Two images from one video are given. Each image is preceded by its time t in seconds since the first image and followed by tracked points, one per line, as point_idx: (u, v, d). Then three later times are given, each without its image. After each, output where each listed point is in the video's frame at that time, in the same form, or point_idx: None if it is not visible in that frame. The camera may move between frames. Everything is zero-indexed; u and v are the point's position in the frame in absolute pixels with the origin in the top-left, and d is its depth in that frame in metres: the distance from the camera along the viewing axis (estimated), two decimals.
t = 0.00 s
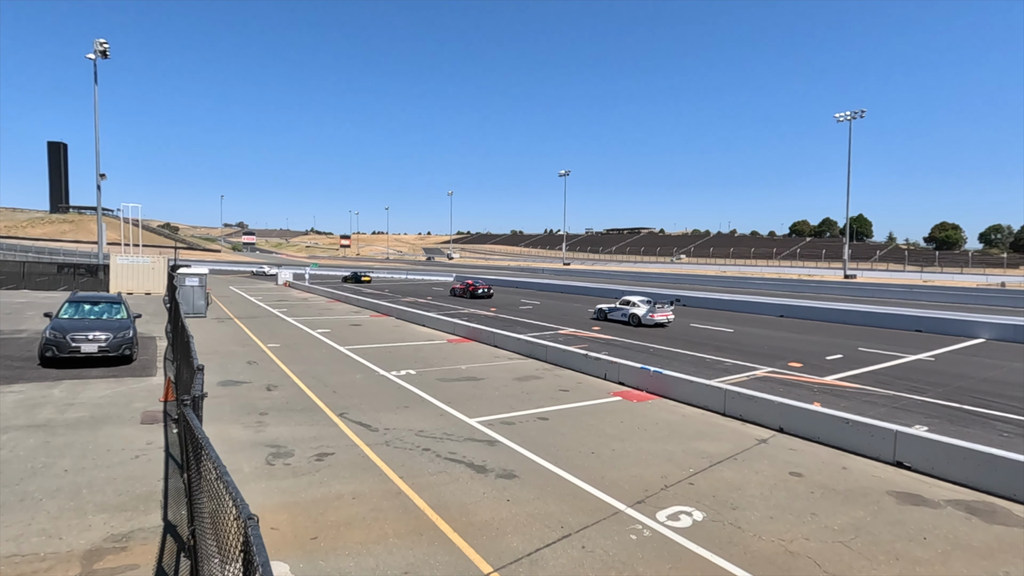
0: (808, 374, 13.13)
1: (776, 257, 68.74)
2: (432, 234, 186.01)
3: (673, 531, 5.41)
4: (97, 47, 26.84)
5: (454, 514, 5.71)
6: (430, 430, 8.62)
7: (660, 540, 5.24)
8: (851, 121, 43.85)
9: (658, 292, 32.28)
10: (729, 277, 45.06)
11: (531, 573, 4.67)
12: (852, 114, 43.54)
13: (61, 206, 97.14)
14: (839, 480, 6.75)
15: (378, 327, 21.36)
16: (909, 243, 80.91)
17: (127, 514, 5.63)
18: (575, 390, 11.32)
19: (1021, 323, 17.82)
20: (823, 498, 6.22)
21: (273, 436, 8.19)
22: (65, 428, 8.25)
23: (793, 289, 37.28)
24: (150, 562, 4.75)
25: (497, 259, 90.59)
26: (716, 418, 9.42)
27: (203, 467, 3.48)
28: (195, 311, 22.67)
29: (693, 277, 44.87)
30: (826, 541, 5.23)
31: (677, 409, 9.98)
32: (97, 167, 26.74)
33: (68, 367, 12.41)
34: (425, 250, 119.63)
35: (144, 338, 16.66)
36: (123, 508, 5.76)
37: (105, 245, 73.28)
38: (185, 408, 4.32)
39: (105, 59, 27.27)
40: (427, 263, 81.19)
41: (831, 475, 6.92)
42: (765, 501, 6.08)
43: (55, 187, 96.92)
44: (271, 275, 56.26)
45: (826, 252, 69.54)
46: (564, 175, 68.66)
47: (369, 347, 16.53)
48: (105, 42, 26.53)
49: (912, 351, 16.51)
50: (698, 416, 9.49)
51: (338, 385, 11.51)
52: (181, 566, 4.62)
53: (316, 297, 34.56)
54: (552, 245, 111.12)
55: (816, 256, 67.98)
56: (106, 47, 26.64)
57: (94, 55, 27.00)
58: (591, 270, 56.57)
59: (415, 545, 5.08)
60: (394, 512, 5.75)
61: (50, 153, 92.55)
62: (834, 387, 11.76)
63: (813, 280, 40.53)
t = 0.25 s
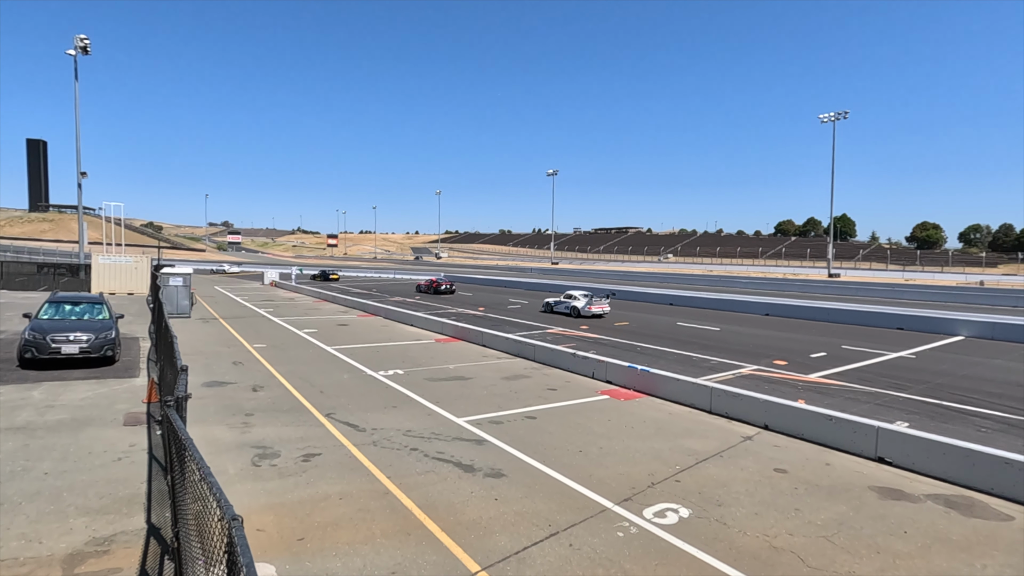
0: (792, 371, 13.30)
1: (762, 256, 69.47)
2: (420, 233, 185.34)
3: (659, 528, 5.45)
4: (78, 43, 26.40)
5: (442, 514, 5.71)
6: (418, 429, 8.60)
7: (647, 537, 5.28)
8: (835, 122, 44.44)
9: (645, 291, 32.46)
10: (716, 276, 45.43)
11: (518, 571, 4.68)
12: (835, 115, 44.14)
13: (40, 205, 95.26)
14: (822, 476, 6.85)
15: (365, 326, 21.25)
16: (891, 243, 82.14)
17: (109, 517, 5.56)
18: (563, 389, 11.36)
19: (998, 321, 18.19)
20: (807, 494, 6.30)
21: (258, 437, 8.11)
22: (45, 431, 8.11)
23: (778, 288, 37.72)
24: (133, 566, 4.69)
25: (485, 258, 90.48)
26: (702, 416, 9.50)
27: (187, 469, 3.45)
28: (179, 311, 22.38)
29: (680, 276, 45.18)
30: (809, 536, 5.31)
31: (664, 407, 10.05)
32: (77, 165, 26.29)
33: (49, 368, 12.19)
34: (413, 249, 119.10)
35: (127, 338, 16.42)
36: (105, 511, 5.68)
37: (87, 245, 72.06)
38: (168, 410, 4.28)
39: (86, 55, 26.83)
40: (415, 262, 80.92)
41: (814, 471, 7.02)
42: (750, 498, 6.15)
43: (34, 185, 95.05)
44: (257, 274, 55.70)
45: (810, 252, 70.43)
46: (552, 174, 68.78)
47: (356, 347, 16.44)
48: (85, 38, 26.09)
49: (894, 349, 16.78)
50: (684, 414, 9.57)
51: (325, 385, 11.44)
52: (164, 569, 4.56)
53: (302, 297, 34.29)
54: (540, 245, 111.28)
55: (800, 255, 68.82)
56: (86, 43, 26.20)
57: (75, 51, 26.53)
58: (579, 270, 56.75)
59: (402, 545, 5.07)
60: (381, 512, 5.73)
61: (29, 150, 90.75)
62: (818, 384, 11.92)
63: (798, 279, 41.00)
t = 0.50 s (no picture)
0: (776, 369, 13.47)
1: (746, 255, 70.23)
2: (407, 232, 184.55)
3: (645, 525, 5.49)
4: (56, 39, 25.89)
5: (428, 513, 5.70)
6: (404, 429, 8.57)
7: (632, 534, 5.32)
8: (817, 123, 45.07)
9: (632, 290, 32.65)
10: (701, 275, 45.85)
11: (505, 569, 4.69)
12: (818, 116, 44.76)
13: (17, 203, 93.25)
14: (805, 471, 6.95)
15: (352, 326, 21.12)
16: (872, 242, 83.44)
17: (89, 520, 5.47)
18: (550, 387, 11.39)
19: (976, 318, 18.57)
20: (790, 489, 6.39)
21: (243, 438, 8.03)
22: (23, 433, 7.96)
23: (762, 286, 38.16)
24: (114, 569, 4.62)
25: (472, 257, 90.34)
26: (687, 413, 9.59)
27: (169, 471, 3.40)
28: (162, 311, 22.06)
29: (666, 275, 45.52)
30: (792, 531, 5.38)
31: (650, 404, 10.12)
32: (56, 162, 25.79)
33: (27, 370, 11.95)
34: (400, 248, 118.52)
35: (107, 339, 16.14)
36: (85, 514, 5.59)
37: (65, 244, 70.57)
38: (150, 411, 4.21)
39: (64, 51, 26.32)
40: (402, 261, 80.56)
41: (797, 467, 7.12)
42: (734, 494, 6.22)
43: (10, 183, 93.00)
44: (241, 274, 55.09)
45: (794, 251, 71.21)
46: (540, 173, 68.77)
47: (342, 347, 16.33)
48: (64, 33, 25.60)
49: (875, 346, 17.07)
50: (670, 412, 9.66)
51: (311, 386, 11.35)
52: (146, 572, 4.50)
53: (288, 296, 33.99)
54: (528, 244, 111.42)
55: (784, 254, 69.70)
56: (65, 38, 25.70)
57: (52, 46, 25.99)
58: (566, 269, 56.93)
59: (388, 545, 5.06)
60: (367, 512, 5.71)
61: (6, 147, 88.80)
62: (801, 381, 12.09)
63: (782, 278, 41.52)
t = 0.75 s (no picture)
0: (758, 366, 13.65)
1: (729, 254, 70.99)
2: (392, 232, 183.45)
3: (629, 521, 5.54)
4: (30, 33, 25.27)
5: (413, 513, 5.68)
6: (389, 429, 8.53)
7: (616, 531, 5.36)
8: (799, 124, 45.72)
9: (617, 288, 32.83)
10: (685, 274, 46.25)
11: (489, 567, 4.70)
12: (799, 117, 45.40)
13: None
14: (785, 467, 7.05)
15: (336, 326, 20.94)
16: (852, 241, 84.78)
17: (65, 525, 5.36)
18: (535, 386, 11.43)
19: (951, 316, 19.00)
20: (771, 484, 6.49)
21: (224, 440, 7.93)
22: None
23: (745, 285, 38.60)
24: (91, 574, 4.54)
25: (457, 257, 90.05)
26: (671, 410, 9.68)
27: (148, 473, 3.36)
28: (140, 311, 21.66)
29: (650, 274, 45.86)
30: (772, 525, 5.47)
31: (634, 402, 10.20)
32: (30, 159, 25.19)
33: None
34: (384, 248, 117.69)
35: (84, 340, 15.81)
36: (61, 519, 5.47)
37: (39, 243, 68.86)
38: (128, 413, 4.14)
39: (38, 45, 25.68)
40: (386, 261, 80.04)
41: (778, 462, 7.23)
42: (716, 489, 6.30)
43: None
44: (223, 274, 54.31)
45: (776, 250, 72.08)
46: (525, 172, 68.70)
47: (326, 347, 16.18)
48: (37, 27, 24.98)
49: (854, 343, 17.38)
50: (654, 409, 9.73)
51: (294, 386, 11.24)
52: None
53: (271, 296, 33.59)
54: (513, 243, 111.44)
55: (766, 253, 70.60)
56: (39, 33, 25.09)
57: (26, 41, 25.36)
58: (552, 268, 57.05)
59: (373, 545, 5.03)
60: (351, 512, 5.67)
61: None
62: (782, 378, 12.27)
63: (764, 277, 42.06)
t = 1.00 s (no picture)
0: (739, 364, 13.83)
1: (711, 254, 71.78)
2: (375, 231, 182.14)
3: (611, 518, 5.58)
4: None
5: (396, 513, 5.65)
6: (371, 429, 8.47)
7: (599, 528, 5.39)
8: (778, 125, 46.40)
9: (600, 288, 33.00)
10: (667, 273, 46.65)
11: (473, 566, 4.70)
12: (779, 118, 46.08)
13: None
14: (765, 463, 7.16)
15: (318, 326, 20.73)
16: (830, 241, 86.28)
17: (38, 531, 5.23)
18: (519, 385, 11.45)
19: (925, 313, 19.45)
20: (751, 480, 6.58)
21: (202, 442, 7.80)
22: None
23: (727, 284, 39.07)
24: None
25: (441, 256, 89.74)
26: (654, 408, 9.77)
27: (122, 477, 3.30)
28: (117, 312, 21.22)
29: (634, 273, 46.17)
30: (752, 521, 5.55)
31: (617, 401, 10.27)
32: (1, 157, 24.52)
33: None
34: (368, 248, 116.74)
35: (58, 342, 15.44)
36: (33, 525, 5.34)
37: (11, 242, 67.01)
38: (102, 416, 4.07)
39: (8, 39, 24.99)
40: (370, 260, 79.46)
41: (758, 458, 7.34)
42: (698, 486, 6.37)
43: None
44: (203, 274, 53.39)
45: (757, 249, 73.07)
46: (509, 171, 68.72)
47: (308, 347, 16.02)
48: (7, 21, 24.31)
49: (832, 341, 17.70)
50: (637, 407, 9.81)
51: (276, 387, 11.11)
52: None
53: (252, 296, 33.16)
54: (497, 243, 111.46)
55: (747, 252, 71.58)
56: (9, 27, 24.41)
57: None
58: (536, 267, 57.13)
59: (356, 546, 5.00)
60: (333, 513, 5.63)
61: None
62: (762, 375, 12.45)
63: (745, 276, 42.58)
